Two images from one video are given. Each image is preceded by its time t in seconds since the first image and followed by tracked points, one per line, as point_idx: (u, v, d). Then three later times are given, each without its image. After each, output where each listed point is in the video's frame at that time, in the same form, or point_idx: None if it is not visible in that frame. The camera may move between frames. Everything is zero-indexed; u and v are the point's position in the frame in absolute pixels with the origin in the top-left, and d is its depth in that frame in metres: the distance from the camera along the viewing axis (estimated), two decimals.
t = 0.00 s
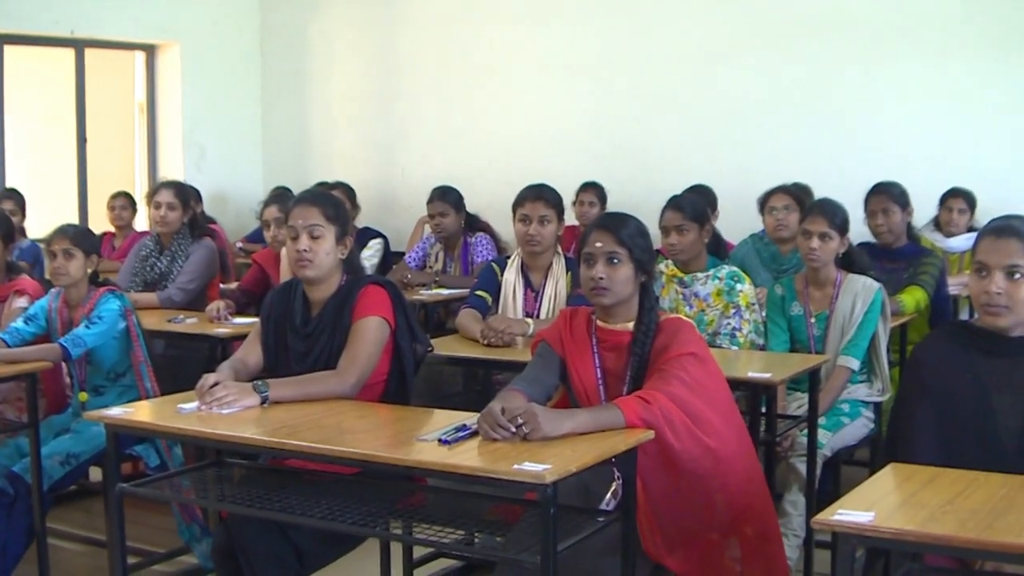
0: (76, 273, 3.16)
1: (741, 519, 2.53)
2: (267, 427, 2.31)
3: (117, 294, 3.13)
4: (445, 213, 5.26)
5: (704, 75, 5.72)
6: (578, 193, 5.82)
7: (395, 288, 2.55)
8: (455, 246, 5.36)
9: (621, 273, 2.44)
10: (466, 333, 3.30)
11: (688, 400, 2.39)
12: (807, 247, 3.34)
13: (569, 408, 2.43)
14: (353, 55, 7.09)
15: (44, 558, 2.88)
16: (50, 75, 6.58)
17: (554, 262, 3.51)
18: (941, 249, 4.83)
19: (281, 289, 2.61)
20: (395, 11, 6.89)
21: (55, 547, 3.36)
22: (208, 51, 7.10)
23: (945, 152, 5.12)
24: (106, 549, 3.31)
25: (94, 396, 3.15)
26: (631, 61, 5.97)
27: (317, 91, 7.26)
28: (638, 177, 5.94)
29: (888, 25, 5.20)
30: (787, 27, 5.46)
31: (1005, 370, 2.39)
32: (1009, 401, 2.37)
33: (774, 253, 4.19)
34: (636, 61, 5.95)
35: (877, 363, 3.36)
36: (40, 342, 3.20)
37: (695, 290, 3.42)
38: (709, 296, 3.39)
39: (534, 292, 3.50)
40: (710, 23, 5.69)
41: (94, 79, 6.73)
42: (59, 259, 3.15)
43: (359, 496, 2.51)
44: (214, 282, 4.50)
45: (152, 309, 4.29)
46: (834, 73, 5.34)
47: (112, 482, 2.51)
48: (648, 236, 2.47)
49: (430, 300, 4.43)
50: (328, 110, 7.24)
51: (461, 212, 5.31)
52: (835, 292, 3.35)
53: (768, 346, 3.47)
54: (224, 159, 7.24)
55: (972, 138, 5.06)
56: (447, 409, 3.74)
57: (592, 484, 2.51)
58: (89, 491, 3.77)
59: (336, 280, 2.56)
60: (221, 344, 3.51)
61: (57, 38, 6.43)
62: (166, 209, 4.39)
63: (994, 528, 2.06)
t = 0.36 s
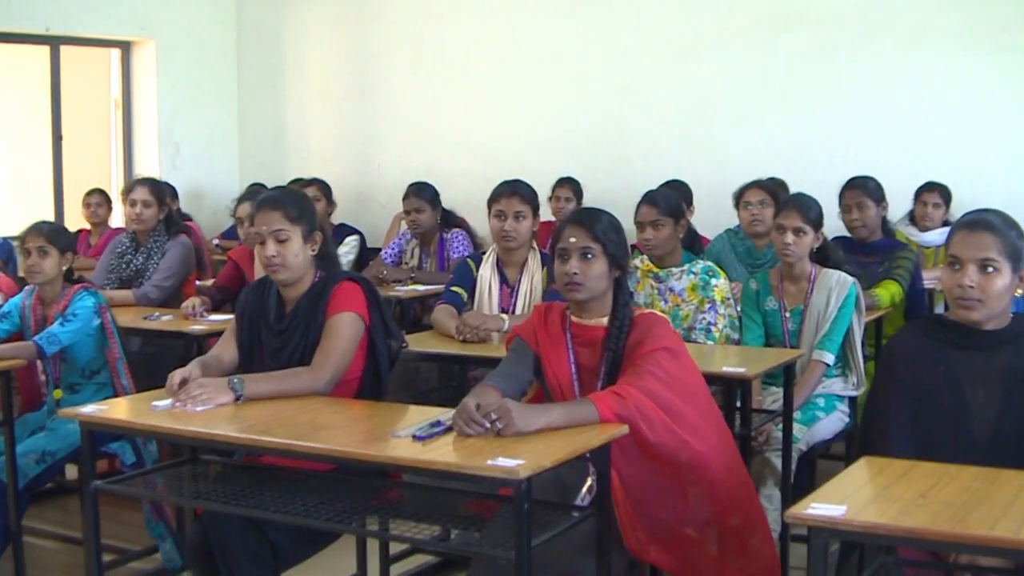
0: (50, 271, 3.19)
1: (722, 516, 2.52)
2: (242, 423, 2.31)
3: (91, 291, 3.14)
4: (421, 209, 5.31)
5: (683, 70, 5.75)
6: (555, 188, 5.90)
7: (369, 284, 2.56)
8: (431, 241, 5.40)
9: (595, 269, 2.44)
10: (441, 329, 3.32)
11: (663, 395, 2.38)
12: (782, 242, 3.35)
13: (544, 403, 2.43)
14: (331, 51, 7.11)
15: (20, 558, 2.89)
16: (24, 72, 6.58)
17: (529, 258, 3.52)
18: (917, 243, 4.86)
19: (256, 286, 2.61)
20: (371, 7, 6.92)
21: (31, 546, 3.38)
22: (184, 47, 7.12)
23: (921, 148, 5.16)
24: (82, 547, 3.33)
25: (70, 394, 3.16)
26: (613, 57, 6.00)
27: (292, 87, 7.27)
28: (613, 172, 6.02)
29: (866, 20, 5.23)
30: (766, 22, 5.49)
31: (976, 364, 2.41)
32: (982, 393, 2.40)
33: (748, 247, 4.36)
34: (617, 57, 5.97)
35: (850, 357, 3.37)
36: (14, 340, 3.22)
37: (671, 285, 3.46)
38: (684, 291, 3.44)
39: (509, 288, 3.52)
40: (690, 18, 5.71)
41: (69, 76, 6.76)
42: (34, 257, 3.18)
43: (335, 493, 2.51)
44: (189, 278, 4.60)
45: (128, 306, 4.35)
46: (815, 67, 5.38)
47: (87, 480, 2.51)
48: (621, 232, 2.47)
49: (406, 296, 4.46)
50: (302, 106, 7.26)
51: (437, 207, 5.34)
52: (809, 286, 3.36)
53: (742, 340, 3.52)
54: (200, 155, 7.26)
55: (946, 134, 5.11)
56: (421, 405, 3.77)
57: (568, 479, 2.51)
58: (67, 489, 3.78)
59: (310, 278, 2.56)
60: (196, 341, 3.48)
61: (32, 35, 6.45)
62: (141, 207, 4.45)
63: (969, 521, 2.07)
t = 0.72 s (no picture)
0: (20, 271, 3.22)
1: (692, 507, 2.53)
2: (213, 421, 2.30)
3: (63, 291, 3.18)
4: (393, 207, 5.28)
5: (659, 68, 5.80)
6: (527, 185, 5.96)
7: (340, 281, 2.57)
8: (403, 238, 5.41)
9: (565, 264, 2.45)
10: (412, 326, 3.36)
11: (634, 390, 2.38)
12: (752, 237, 3.37)
13: (514, 399, 2.43)
14: (305, 50, 7.12)
15: None
16: None
17: (501, 254, 3.53)
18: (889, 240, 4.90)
19: (225, 284, 2.61)
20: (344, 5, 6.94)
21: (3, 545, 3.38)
22: (156, 46, 7.15)
23: (898, 146, 5.20)
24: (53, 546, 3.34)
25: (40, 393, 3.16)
26: (591, 56, 6.03)
27: (265, 84, 7.28)
28: (585, 167, 6.08)
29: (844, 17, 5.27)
30: (743, 19, 5.52)
31: (947, 358, 2.42)
32: (952, 387, 2.41)
33: (718, 243, 4.37)
34: (597, 55, 6.00)
35: (822, 352, 3.43)
36: None
37: (642, 281, 3.52)
38: (655, 287, 3.50)
39: (481, 285, 3.53)
40: (668, 17, 5.75)
41: (41, 75, 6.79)
42: (5, 257, 3.21)
43: (307, 490, 2.51)
44: (161, 277, 4.62)
45: (100, 305, 4.38)
46: (793, 64, 5.41)
47: (58, 479, 2.50)
48: (591, 228, 2.48)
49: (378, 293, 4.47)
50: (274, 104, 7.27)
51: (409, 204, 5.34)
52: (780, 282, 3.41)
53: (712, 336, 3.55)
54: (170, 153, 7.27)
55: (923, 132, 5.15)
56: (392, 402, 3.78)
57: (539, 474, 2.50)
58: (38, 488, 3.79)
59: (279, 275, 2.57)
60: (167, 338, 3.49)
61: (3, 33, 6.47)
62: (112, 205, 4.46)
63: (939, 513, 2.07)
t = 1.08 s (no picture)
0: None
1: (654, 503, 2.54)
2: (179, 420, 2.30)
3: (29, 290, 3.16)
4: (361, 205, 5.33)
5: (635, 66, 5.80)
6: (495, 181, 5.97)
7: (306, 279, 2.56)
8: (371, 236, 5.42)
9: (531, 261, 2.45)
10: (380, 324, 3.33)
11: (599, 385, 2.39)
12: (719, 234, 3.40)
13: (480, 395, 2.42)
14: (273, 47, 7.06)
15: None
16: None
17: (469, 251, 3.56)
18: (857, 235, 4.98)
19: (191, 282, 2.61)
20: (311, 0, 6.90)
21: None
22: (123, 42, 7.09)
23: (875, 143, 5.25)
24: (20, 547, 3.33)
25: (8, 392, 3.21)
26: (568, 53, 6.02)
27: (231, 81, 7.24)
28: (553, 164, 6.11)
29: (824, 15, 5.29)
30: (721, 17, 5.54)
31: (913, 353, 2.42)
32: (917, 381, 2.42)
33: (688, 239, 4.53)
34: (574, 52, 5.99)
35: (789, 347, 3.44)
36: None
37: (610, 278, 3.53)
38: (622, 284, 3.51)
39: (449, 282, 3.56)
40: (645, 14, 5.75)
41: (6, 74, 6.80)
42: None
43: (275, 488, 2.51)
44: (128, 275, 4.63)
45: (67, 303, 4.37)
46: (771, 62, 5.43)
47: (24, 478, 2.49)
48: (557, 225, 2.49)
49: (346, 291, 4.46)
50: (240, 101, 7.23)
51: (377, 202, 5.37)
52: (748, 277, 3.43)
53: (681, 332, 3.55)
54: (137, 150, 7.21)
55: (902, 128, 5.18)
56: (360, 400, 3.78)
57: (505, 471, 2.51)
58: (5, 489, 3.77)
59: (245, 273, 2.58)
60: (135, 338, 3.49)
61: None
62: (80, 204, 4.51)
63: (903, 508, 2.07)
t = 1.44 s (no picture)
0: None
1: (630, 498, 2.52)
2: (143, 417, 2.28)
3: None
4: (326, 203, 5.44)
5: (610, 65, 5.83)
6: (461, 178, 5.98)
7: (270, 277, 2.57)
8: (337, 234, 5.52)
9: (495, 258, 2.45)
10: (346, 321, 3.35)
11: (563, 381, 2.39)
12: (685, 230, 3.44)
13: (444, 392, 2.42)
14: (243, 47, 7.04)
15: None
16: None
17: (434, 248, 3.61)
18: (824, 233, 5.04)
19: (155, 281, 2.61)
20: None
21: None
22: (90, 40, 7.00)
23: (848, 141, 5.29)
24: None
25: None
26: (543, 52, 6.04)
27: (198, 79, 7.21)
28: (517, 162, 6.16)
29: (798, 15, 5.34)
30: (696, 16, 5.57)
31: (876, 348, 2.42)
32: (880, 377, 2.42)
33: (654, 235, 4.66)
34: (550, 52, 6.01)
35: (755, 343, 3.48)
36: None
37: (574, 275, 3.57)
38: (587, 280, 3.56)
39: (414, 279, 3.61)
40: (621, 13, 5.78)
41: None
42: None
43: (240, 488, 2.50)
44: (93, 274, 4.65)
45: (32, 302, 4.36)
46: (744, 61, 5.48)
47: None
48: (521, 222, 2.49)
49: (312, 289, 4.47)
50: (207, 98, 7.20)
51: (343, 200, 5.47)
52: (713, 274, 3.47)
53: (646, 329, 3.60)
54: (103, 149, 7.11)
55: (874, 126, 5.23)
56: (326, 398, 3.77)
57: (471, 468, 2.51)
58: None
59: (210, 270, 2.57)
60: (100, 337, 3.48)
61: None
62: (46, 202, 4.51)
63: (864, 503, 2.07)
